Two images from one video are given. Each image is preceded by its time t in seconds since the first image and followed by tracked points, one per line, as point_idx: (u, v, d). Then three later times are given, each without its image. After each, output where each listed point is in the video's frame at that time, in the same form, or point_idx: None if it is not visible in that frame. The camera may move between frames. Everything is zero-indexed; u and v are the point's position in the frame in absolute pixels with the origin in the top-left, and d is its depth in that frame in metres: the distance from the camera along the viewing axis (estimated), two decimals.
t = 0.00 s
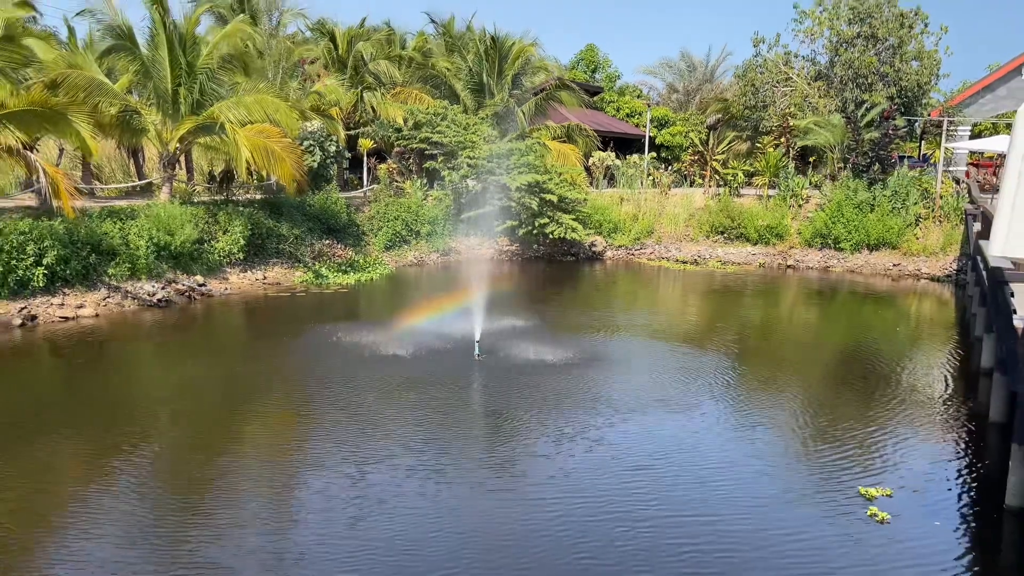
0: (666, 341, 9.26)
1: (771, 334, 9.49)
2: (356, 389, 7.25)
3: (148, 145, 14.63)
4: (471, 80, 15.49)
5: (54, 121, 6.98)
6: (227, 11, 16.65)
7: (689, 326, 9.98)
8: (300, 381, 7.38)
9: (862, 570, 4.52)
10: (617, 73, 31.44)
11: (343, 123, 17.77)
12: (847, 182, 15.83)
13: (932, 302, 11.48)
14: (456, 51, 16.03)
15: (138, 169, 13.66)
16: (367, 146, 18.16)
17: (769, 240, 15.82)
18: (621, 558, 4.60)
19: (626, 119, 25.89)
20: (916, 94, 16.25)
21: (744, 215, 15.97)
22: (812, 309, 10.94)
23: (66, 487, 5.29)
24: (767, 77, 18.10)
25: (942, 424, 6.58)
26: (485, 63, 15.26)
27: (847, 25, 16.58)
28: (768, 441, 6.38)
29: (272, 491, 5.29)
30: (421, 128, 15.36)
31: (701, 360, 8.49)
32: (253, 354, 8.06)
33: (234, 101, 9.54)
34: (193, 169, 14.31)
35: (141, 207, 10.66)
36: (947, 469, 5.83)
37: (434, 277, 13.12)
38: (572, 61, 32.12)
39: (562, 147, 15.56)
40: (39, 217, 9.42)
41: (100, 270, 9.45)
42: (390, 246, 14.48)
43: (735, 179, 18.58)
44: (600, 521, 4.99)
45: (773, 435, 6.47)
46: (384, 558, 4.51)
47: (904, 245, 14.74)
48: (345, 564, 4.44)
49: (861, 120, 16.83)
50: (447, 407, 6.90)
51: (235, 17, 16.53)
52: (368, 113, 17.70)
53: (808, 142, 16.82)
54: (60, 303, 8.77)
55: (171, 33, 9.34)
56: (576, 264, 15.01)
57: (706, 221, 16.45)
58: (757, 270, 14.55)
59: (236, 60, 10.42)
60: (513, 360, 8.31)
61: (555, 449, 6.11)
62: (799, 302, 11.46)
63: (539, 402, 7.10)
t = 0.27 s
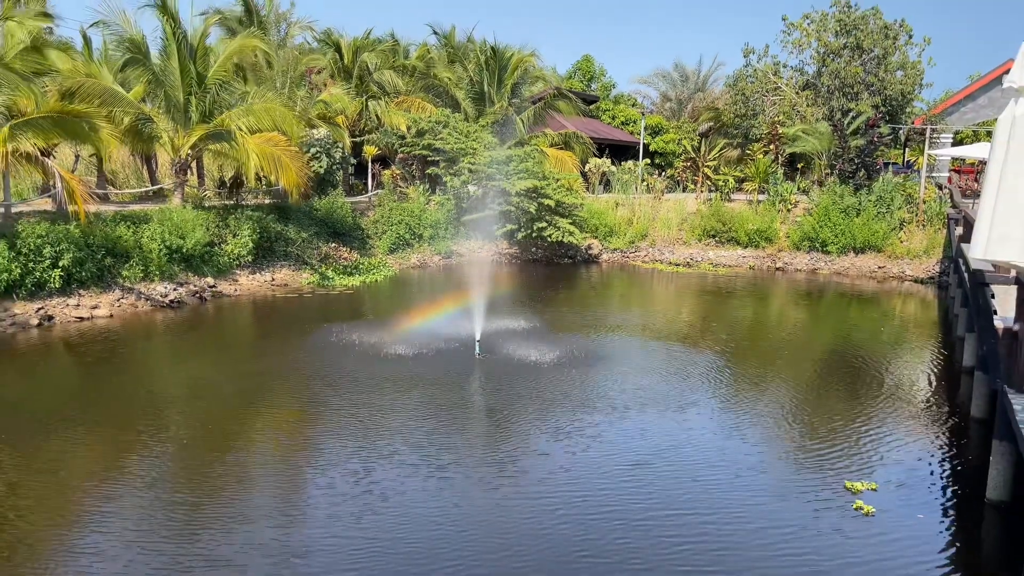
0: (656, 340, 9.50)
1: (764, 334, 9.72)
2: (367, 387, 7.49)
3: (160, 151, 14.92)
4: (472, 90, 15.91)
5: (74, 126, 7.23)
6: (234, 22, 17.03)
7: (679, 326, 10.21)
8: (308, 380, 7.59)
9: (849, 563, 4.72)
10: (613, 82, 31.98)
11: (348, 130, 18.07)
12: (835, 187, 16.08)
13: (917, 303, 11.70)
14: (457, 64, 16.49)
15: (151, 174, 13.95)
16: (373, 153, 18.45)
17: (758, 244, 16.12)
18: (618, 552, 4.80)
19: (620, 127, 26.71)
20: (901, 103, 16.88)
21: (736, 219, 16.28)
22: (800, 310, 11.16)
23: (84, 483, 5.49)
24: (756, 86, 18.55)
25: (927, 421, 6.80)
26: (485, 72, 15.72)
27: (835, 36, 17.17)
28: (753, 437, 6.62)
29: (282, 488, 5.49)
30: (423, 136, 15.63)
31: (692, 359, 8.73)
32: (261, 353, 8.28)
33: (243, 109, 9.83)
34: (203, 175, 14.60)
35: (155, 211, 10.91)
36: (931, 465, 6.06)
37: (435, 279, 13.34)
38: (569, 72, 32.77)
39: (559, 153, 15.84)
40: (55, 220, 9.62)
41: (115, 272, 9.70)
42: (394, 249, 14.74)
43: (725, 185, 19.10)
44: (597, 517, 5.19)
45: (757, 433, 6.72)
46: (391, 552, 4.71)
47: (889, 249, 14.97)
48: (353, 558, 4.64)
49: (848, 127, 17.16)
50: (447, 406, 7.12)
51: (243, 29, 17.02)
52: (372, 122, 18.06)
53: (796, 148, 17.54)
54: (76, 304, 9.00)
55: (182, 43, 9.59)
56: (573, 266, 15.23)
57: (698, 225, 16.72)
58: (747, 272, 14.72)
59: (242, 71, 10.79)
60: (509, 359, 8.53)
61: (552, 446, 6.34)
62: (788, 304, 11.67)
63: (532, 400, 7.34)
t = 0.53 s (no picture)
0: (654, 336, 9.53)
1: (763, 330, 9.78)
2: (371, 384, 7.51)
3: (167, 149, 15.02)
4: (473, 88, 16.11)
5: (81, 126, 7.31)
6: (235, 22, 17.07)
7: (677, 322, 10.25)
8: (310, 377, 7.62)
9: (849, 560, 4.72)
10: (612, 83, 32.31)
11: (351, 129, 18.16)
12: (834, 185, 16.16)
13: (915, 300, 11.68)
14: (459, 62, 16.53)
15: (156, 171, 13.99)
16: (375, 152, 18.52)
17: (757, 242, 15.98)
18: (618, 549, 4.81)
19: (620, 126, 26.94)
20: (898, 99, 17.42)
21: (734, 216, 16.16)
22: (797, 307, 11.15)
23: (86, 480, 5.52)
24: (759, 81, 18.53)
25: (926, 417, 6.82)
26: (486, 72, 16.00)
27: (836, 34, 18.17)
28: (751, 434, 6.64)
29: (283, 486, 5.51)
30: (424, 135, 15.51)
31: (690, 355, 8.75)
32: (262, 351, 8.31)
33: (246, 108, 9.88)
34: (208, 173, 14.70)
35: (159, 209, 10.95)
36: (929, 460, 6.10)
37: (437, 277, 13.35)
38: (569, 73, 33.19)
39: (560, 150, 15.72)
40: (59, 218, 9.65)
41: (118, 270, 9.72)
42: (397, 246, 14.76)
43: (724, 182, 18.49)
44: (598, 514, 5.20)
45: (755, 429, 6.74)
46: (392, 549, 4.72)
47: (888, 246, 14.95)
48: (355, 555, 4.65)
49: (846, 125, 17.29)
50: (448, 403, 7.12)
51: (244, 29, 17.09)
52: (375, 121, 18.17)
53: (796, 146, 17.64)
54: (78, 301, 9.08)
55: (185, 43, 9.66)
56: (573, 265, 15.25)
57: (697, 223, 16.60)
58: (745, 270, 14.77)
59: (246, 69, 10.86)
60: (508, 355, 8.56)
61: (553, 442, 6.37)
62: (784, 300, 11.67)
63: (531, 396, 7.36)
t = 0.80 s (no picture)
0: (648, 336, 9.77)
1: (758, 331, 10.00)
2: (376, 384, 7.72)
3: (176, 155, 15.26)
4: (473, 98, 16.14)
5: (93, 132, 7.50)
6: (242, 32, 17.28)
7: (669, 322, 10.51)
8: (317, 377, 7.84)
9: (840, 555, 4.91)
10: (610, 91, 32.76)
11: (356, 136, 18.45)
12: (822, 191, 16.45)
13: (901, 302, 11.92)
14: (459, 72, 16.52)
15: (167, 177, 14.25)
16: (379, 159, 18.83)
17: (749, 245, 16.23)
18: (615, 542, 5.00)
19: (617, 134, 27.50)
20: (886, 109, 17.26)
21: (726, 221, 16.42)
22: (787, 308, 11.40)
23: (103, 478, 5.71)
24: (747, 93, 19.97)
25: (914, 415, 7.03)
26: (486, 83, 15.95)
27: (823, 44, 17.63)
28: (742, 433, 6.85)
29: (292, 484, 5.69)
30: (428, 142, 15.93)
31: (683, 355, 8.98)
32: (270, 351, 8.53)
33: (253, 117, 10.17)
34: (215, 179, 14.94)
35: (168, 214, 11.16)
36: (915, 456, 6.32)
37: (439, 279, 13.57)
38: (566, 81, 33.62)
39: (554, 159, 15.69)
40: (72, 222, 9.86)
41: (130, 272, 9.99)
42: (400, 250, 14.98)
43: (718, 188, 19.09)
44: (597, 510, 5.39)
45: (745, 428, 6.96)
46: (400, 544, 4.90)
47: (875, 250, 15.25)
48: (364, 550, 4.83)
49: (835, 133, 17.65)
50: (450, 403, 7.34)
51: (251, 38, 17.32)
52: (378, 128, 18.50)
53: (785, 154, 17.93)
54: (92, 303, 9.26)
55: (198, 53, 9.84)
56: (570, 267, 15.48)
57: (691, 227, 16.85)
58: (737, 272, 15.01)
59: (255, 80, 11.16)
60: (508, 356, 8.79)
61: (552, 441, 6.58)
62: (774, 301, 11.94)
63: (529, 395, 7.60)
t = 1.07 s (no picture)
0: (642, 337, 10.04)
1: (759, 334, 10.18)
2: (382, 384, 7.96)
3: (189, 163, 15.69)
4: (475, 107, 16.73)
5: (108, 140, 7.70)
6: (256, 44, 17.63)
7: (663, 323, 10.79)
8: (325, 376, 8.09)
9: (828, 550, 5.11)
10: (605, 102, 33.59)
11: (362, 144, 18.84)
12: (810, 198, 16.80)
13: (887, 305, 12.16)
14: (462, 83, 17.01)
15: (180, 184, 14.67)
16: (384, 166, 19.24)
17: (740, 250, 16.54)
18: (611, 538, 5.21)
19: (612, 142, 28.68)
20: (872, 118, 17.67)
21: (719, 226, 16.70)
22: (777, 310, 11.68)
23: (121, 475, 5.95)
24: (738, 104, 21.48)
25: (901, 413, 7.26)
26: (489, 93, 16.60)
27: (811, 56, 18.15)
28: (730, 432, 7.10)
29: (302, 482, 5.90)
30: (431, 150, 16.25)
31: (676, 355, 9.24)
32: (279, 351, 8.81)
33: (264, 126, 10.31)
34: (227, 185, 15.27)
35: (181, 219, 11.33)
36: (903, 454, 6.55)
37: (443, 282, 13.81)
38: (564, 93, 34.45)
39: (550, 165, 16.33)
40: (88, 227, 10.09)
41: (144, 275, 10.24)
42: (405, 253, 15.27)
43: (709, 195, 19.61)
44: (595, 508, 5.61)
45: (735, 426, 7.21)
46: (405, 540, 5.11)
47: (862, 254, 15.52)
48: (372, 545, 5.03)
49: (823, 141, 18.21)
50: (451, 403, 7.56)
51: (263, 50, 17.74)
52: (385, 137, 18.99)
53: (775, 161, 18.48)
54: (108, 305, 9.53)
55: (212, 64, 10.06)
56: (568, 271, 15.77)
57: (684, 233, 17.14)
58: (729, 276, 15.30)
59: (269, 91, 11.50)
60: (507, 356, 9.06)
61: (552, 441, 6.79)
62: (764, 304, 12.21)
63: (528, 396, 7.83)
